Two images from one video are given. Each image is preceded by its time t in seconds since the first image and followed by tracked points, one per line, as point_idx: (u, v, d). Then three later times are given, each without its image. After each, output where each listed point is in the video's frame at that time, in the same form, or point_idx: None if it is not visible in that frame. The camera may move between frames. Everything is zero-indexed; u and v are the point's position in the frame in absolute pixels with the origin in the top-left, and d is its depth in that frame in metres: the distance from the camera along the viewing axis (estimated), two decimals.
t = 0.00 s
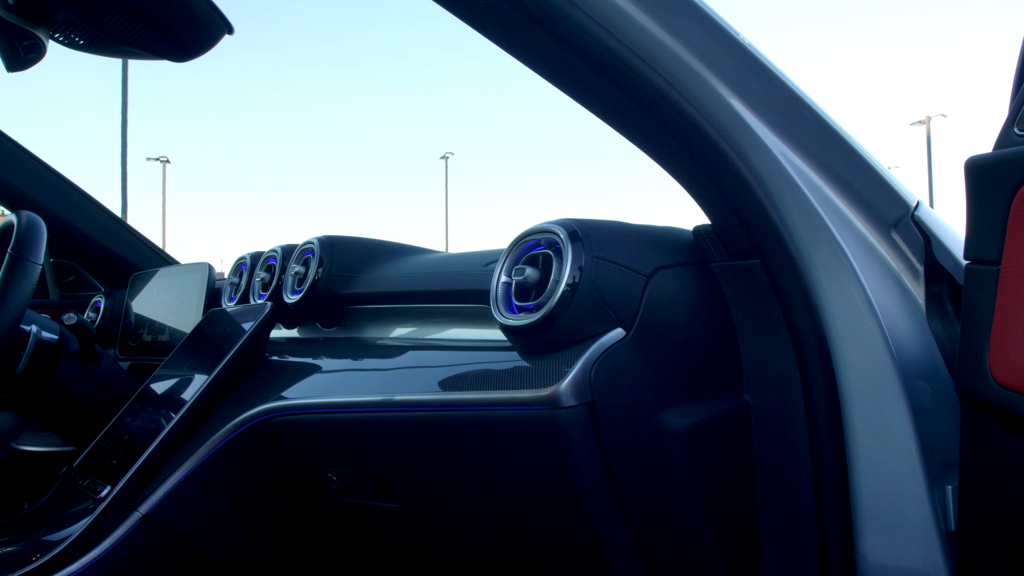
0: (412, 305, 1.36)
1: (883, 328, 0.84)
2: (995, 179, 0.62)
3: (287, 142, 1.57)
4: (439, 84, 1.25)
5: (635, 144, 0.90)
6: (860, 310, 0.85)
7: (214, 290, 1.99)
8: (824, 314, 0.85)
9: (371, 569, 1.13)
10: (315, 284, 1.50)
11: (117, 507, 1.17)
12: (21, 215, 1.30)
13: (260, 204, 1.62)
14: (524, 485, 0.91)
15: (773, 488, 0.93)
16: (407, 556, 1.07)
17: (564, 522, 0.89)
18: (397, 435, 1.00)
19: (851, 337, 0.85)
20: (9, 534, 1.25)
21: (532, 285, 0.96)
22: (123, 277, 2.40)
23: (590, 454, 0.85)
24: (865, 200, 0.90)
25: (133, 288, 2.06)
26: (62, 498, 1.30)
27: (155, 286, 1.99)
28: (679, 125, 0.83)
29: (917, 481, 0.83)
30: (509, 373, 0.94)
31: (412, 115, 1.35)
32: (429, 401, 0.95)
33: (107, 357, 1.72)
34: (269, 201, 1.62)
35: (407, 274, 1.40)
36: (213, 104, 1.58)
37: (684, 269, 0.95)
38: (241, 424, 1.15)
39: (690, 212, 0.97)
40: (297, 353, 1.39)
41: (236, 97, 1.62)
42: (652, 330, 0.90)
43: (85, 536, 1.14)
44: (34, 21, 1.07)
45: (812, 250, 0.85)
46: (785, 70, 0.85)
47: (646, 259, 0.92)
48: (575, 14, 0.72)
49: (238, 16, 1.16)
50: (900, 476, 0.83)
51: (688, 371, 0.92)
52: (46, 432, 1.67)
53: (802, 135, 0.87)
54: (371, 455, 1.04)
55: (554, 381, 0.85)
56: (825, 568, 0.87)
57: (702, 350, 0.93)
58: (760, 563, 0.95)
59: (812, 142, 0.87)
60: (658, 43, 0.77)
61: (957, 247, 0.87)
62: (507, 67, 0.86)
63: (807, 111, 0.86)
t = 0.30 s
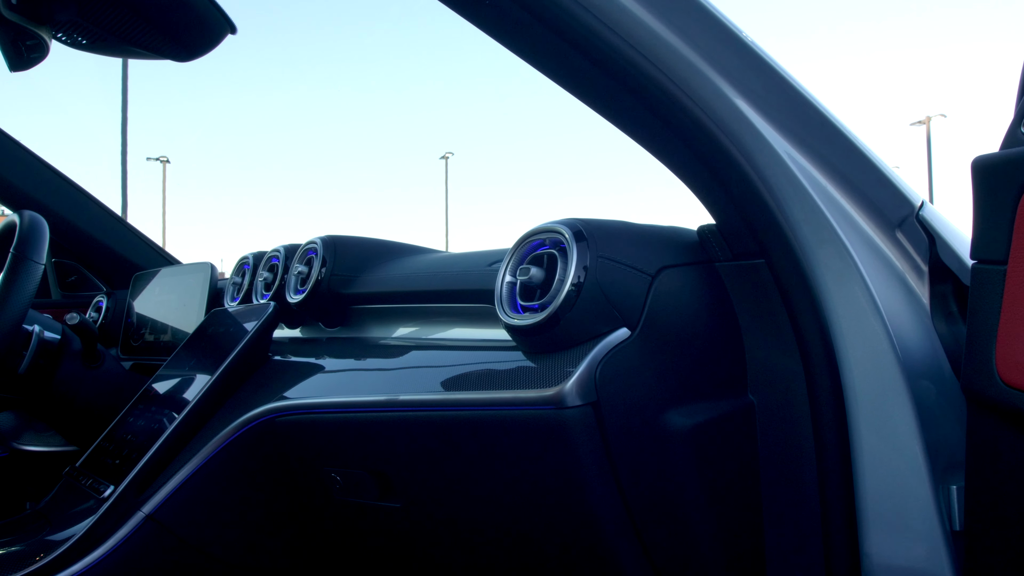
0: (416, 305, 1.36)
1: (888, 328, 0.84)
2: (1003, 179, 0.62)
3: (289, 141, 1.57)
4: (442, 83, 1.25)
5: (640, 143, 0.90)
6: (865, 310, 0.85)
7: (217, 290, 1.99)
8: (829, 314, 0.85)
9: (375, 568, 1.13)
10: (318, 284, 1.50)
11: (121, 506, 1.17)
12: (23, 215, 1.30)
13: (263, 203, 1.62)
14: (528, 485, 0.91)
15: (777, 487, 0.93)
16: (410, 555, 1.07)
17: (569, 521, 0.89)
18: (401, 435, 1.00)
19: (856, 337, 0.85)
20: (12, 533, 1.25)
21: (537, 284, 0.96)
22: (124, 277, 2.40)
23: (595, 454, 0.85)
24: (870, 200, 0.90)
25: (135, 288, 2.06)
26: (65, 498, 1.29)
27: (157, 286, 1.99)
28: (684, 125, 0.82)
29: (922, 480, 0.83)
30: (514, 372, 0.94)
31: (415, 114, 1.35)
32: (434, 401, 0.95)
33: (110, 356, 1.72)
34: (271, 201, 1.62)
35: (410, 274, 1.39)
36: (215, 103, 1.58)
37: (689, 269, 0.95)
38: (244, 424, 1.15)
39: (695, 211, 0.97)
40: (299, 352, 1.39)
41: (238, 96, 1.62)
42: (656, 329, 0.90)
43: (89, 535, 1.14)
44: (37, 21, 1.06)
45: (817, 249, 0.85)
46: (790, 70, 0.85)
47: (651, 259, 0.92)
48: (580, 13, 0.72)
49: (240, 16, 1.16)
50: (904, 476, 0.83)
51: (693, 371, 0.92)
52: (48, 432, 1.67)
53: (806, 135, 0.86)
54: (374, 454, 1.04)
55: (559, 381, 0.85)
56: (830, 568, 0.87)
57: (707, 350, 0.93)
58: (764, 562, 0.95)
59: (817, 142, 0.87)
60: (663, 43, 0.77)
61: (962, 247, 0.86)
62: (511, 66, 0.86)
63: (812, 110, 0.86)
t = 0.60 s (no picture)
0: (419, 304, 1.35)
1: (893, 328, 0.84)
2: (1010, 177, 0.62)
3: (292, 140, 1.57)
4: (446, 82, 1.25)
5: (644, 142, 0.90)
6: (869, 309, 0.85)
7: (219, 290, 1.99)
8: (834, 314, 0.85)
9: (379, 568, 1.13)
10: (321, 284, 1.50)
11: (124, 506, 1.17)
12: (26, 215, 1.30)
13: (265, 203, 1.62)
14: (532, 485, 0.91)
15: (782, 487, 0.92)
16: (414, 555, 1.07)
17: (574, 521, 0.89)
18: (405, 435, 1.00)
19: (861, 337, 0.85)
20: (15, 534, 1.25)
21: (541, 284, 0.96)
22: (126, 277, 2.40)
23: (601, 454, 0.85)
24: (875, 200, 0.90)
25: (137, 288, 2.06)
26: (68, 499, 1.29)
27: (159, 286, 1.99)
28: (689, 125, 0.82)
29: (927, 480, 0.83)
30: (519, 372, 0.94)
31: (416, 113, 1.35)
32: (438, 401, 0.95)
33: (112, 356, 1.72)
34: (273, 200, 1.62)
35: (413, 274, 1.39)
36: (217, 102, 1.58)
37: (694, 269, 0.94)
38: (247, 424, 1.15)
39: (699, 211, 0.96)
40: (302, 352, 1.39)
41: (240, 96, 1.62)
42: (661, 329, 0.90)
43: (92, 535, 1.14)
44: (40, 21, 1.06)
45: (822, 249, 0.85)
46: (794, 69, 0.85)
47: (655, 259, 0.92)
48: (585, 13, 0.72)
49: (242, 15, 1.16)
50: (909, 476, 0.83)
51: (697, 371, 0.92)
52: (50, 431, 1.67)
53: (811, 134, 0.86)
54: (378, 454, 1.04)
55: (564, 381, 0.85)
56: (835, 568, 0.87)
57: (711, 349, 0.93)
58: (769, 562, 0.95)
59: (821, 141, 0.87)
60: (668, 42, 0.77)
61: (966, 246, 0.86)
62: (514, 65, 0.86)
63: (817, 109, 0.86)
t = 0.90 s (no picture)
0: (422, 304, 1.36)
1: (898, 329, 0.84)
2: (1017, 176, 0.62)
3: (295, 140, 1.57)
4: (449, 82, 1.25)
5: (649, 142, 0.90)
6: (874, 309, 0.85)
7: (221, 290, 1.99)
8: (839, 315, 0.85)
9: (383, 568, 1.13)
10: (324, 283, 1.50)
11: (126, 507, 1.17)
12: (29, 215, 1.30)
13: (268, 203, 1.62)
14: (537, 485, 0.91)
15: (787, 487, 0.92)
16: (418, 555, 1.07)
17: (578, 521, 0.89)
18: (410, 434, 1.00)
19: (866, 337, 0.85)
20: (19, 534, 1.25)
21: (547, 283, 0.96)
22: (129, 277, 2.40)
23: (606, 454, 0.85)
24: (879, 199, 0.90)
25: (139, 288, 2.06)
26: (71, 499, 1.29)
27: (161, 286, 1.99)
28: (694, 124, 0.82)
29: (932, 480, 0.83)
30: (523, 372, 0.93)
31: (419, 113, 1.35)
32: (442, 401, 0.95)
33: (115, 356, 1.72)
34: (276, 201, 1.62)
35: (417, 273, 1.39)
36: (220, 102, 1.58)
37: (698, 268, 0.94)
38: (251, 424, 1.15)
39: (703, 210, 0.96)
40: (305, 352, 1.39)
41: (243, 96, 1.62)
42: (666, 329, 0.90)
43: (96, 535, 1.14)
44: (44, 20, 1.06)
45: (827, 249, 0.85)
46: (798, 69, 0.85)
47: (660, 259, 0.92)
48: (590, 12, 0.72)
49: (245, 14, 1.16)
50: (914, 476, 0.83)
51: (702, 371, 0.92)
52: (52, 431, 1.67)
53: (815, 133, 0.86)
54: (383, 454, 1.04)
55: (569, 381, 0.85)
56: (839, 568, 0.87)
57: (716, 349, 0.93)
58: (774, 562, 0.95)
59: (826, 141, 0.87)
60: (673, 42, 0.77)
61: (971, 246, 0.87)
62: (519, 64, 0.86)
63: (821, 109, 0.86)
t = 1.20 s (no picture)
0: (425, 304, 1.36)
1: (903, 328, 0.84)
2: None
3: (298, 139, 1.57)
4: (453, 81, 1.25)
5: (654, 141, 0.90)
6: (879, 309, 0.85)
7: (224, 289, 1.99)
8: (844, 314, 0.85)
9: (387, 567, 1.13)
10: (328, 283, 1.50)
11: (130, 507, 1.17)
12: (31, 215, 1.29)
13: (271, 203, 1.62)
14: (542, 484, 0.91)
15: (792, 486, 0.92)
16: (423, 555, 1.07)
17: (583, 521, 0.89)
18: (414, 434, 1.00)
19: (871, 337, 0.85)
20: (23, 534, 1.25)
21: (552, 283, 0.96)
22: (131, 277, 2.40)
23: (611, 454, 0.85)
24: (884, 199, 0.90)
25: (141, 288, 2.06)
26: (74, 499, 1.29)
27: (163, 286, 1.99)
28: (699, 123, 0.82)
29: (938, 480, 0.83)
30: (528, 372, 0.93)
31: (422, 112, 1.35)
32: (447, 401, 0.95)
33: (117, 356, 1.72)
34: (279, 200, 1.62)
35: (420, 273, 1.40)
36: (223, 101, 1.58)
37: (703, 268, 0.94)
38: (254, 424, 1.15)
39: (708, 210, 0.96)
40: (308, 352, 1.39)
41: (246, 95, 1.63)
42: (671, 328, 0.90)
43: (99, 535, 1.14)
44: (47, 19, 1.06)
45: (832, 249, 0.85)
46: (803, 67, 0.85)
47: (665, 258, 0.92)
48: (596, 12, 0.72)
49: (248, 14, 1.16)
50: (919, 477, 0.83)
51: (706, 370, 0.92)
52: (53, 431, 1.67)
53: (820, 133, 0.86)
54: (387, 454, 1.04)
55: (574, 380, 0.85)
56: (844, 568, 0.87)
57: (721, 349, 0.93)
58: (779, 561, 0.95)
59: (830, 140, 0.87)
60: (679, 42, 0.77)
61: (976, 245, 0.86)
62: (524, 64, 0.86)
63: (826, 108, 0.86)
